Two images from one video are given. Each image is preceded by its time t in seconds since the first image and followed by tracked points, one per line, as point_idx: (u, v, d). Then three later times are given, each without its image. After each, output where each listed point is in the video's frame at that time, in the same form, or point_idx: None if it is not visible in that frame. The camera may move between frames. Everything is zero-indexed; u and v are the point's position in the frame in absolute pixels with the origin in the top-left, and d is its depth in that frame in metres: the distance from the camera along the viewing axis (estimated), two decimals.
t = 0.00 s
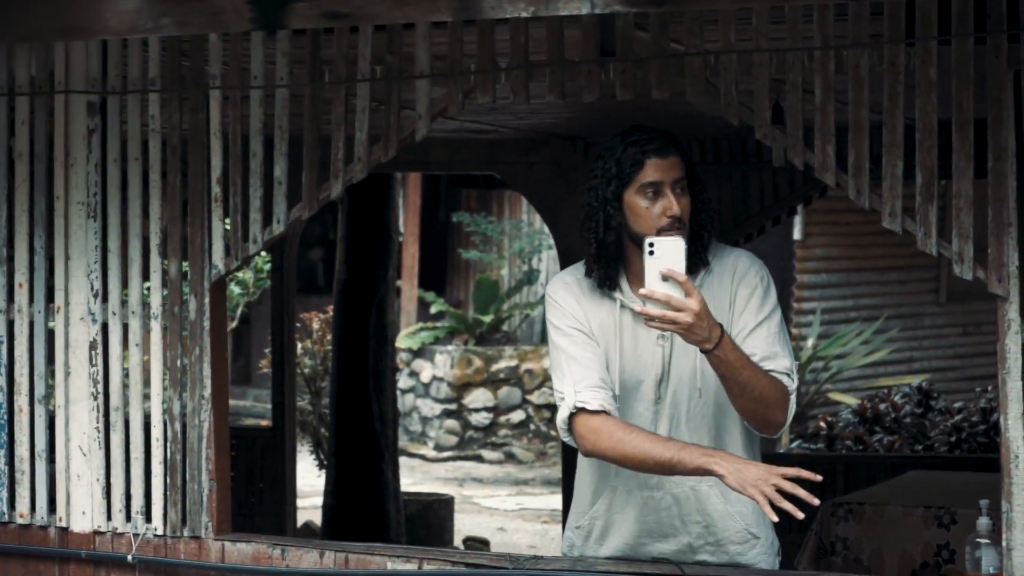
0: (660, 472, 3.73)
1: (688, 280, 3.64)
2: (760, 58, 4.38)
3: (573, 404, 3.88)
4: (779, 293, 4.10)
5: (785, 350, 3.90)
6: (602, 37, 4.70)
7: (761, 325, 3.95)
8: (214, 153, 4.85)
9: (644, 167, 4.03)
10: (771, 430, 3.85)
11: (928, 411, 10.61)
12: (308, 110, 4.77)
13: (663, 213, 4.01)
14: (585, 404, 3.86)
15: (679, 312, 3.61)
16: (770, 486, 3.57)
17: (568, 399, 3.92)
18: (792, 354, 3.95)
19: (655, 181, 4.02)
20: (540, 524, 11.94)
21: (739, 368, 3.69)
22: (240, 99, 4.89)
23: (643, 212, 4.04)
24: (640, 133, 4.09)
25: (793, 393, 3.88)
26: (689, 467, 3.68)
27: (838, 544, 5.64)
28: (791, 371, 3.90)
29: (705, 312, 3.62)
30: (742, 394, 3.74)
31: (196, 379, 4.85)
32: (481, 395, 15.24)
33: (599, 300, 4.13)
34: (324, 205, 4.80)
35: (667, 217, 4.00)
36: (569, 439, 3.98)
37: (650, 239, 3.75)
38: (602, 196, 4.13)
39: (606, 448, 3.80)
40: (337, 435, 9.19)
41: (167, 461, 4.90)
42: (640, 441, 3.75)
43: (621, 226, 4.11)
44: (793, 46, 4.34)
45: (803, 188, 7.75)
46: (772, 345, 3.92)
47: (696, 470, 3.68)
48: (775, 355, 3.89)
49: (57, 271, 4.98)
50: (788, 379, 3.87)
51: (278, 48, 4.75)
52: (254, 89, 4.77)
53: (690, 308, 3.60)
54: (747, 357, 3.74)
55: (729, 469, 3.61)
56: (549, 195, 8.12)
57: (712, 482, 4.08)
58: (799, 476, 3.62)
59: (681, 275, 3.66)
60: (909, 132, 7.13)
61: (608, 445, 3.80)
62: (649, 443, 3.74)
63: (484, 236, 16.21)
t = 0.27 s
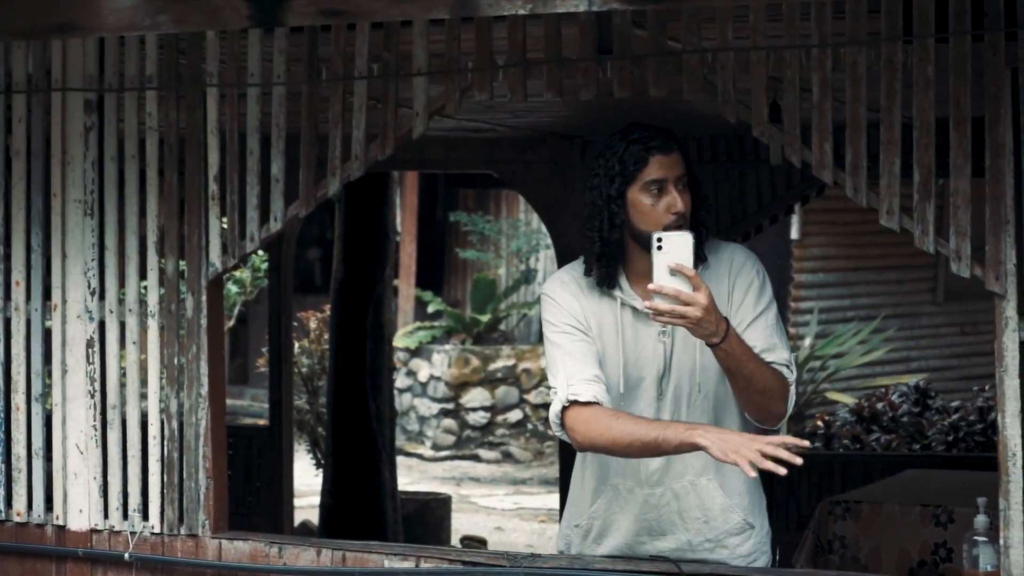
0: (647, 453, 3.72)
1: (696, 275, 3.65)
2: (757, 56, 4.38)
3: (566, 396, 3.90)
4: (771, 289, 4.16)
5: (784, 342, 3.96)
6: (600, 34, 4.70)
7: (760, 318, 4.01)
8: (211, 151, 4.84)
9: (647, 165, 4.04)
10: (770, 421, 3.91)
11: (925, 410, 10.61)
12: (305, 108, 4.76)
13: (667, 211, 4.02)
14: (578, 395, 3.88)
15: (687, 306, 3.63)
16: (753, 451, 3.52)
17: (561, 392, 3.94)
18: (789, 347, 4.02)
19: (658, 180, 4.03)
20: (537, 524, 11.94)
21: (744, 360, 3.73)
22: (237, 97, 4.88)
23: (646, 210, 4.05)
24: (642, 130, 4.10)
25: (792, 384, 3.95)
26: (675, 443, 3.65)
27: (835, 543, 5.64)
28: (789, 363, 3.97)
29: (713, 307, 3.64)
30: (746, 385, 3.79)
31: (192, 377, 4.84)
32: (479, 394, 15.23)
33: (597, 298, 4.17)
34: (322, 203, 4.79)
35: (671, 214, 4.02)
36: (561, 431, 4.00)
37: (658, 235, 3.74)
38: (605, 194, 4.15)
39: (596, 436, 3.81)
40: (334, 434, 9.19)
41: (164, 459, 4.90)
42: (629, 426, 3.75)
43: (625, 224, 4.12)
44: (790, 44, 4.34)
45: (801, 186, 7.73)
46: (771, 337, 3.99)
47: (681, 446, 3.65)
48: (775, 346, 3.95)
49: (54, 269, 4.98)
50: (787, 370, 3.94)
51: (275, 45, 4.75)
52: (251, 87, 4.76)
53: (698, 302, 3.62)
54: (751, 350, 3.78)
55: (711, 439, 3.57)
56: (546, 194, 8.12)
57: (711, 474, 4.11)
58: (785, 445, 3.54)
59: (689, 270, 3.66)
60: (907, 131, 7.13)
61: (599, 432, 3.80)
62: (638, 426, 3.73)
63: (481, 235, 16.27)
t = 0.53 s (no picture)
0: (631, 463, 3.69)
1: (697, 267, 3.67)
2: (755, 54, 4.39)
3: (562, 389, 3.89)
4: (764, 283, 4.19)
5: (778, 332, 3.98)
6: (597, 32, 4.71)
7: (753, 309, 4.03)
8: (209, 149, 4.84)
9: (643, 161, 4.08)
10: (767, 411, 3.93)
11: (922, 409, 10.62)
12: (304, 107, 4.77)
13: (663, 206, 4.06)
14: (573, 389, 3.87)
15: (688, 298, 3.62)
16: (710, 484, 3.42)
17: (557, 386, 3.94)
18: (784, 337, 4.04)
19: (653, 175, 4.07)
20: (535, 523, 11.94)
21: (742, 350, 3.76)
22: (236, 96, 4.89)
23: (641, 205, 4.08)
24: (639, 126, 4.14)
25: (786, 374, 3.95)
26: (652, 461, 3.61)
27: (832, 541, 5.65)
28: (784, 353, 3.97)
29: (713, 299, 3.65)
30: (743, 375, 3.82)
31: (190, 375, 4.84)
32: (476, 394, 15.24)
33: (592, 293, 4.18)
34: (320, 202, 4.79)
35: (667, 209, 4.06)
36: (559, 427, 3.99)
37: (658, 228, 3.78)
38: (600, 191, 4.17)
39: (592, 434, 3.79)
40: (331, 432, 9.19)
41: (162, 457, 4.89)
42: (620, 434, 3.73)
43: (619, 220, 4.15)
44: (788, 42, 4.34)
45: (799, 184, 7.74)
46: (764, 328, 4.00)
47: (657, 466, 3.61)
48: (768, 336, 3.97)
49: (52, 267, 4.98)
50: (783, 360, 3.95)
51: (273, 44, 4.74)
52: (249, 85, 4.76)
53: (700, 294, 3.62)
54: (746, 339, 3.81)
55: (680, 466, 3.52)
56: (543, 193, 8.12)
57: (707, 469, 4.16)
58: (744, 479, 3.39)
59: (690, 262, 3.67)
60: (903, 130, 7.15)
61: (593, 430, 3.79)
62: (627, 435, 3.71)
63: (479, 235, 16.28)
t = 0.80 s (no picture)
0: (652, 435, 3.81)
1: (679, 260, 3.81)
2: (750, 52, 4.40)
3: (562, 383, 3.96)
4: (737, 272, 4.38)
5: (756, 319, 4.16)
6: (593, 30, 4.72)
7: (733, 297, 4.21)
8: (206, 148, 4.85)
9: (632, 155, 4.17)
10: (750, 398, 4.08)
11: (918, 408, 10.63)
12: (300, 105, 4.77)
13: (651, 198, 4.17)
14: (574, 382, 3.94)
15: (669, 289, 3.77)
16: (753, 428, 3.59)
17: (555, 380, 4.00)
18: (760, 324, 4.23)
19: (641, 169, 4.17)
20: (530, 522, 11.95)
21: (723, 341, 3.90)
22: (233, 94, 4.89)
23: (628, 198, 4.18)
24: (627, 120, 4.21)
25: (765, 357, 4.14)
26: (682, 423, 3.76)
27: (829, 539, 5.67)
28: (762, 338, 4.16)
29: (693, 292, 3.79)
30: (725, 365, 3.97)
31: (187, 373, 4.84)
32: (472, 393, 15.21)
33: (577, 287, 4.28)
34: (316, 200, 4.80)
35: (653, 201, 4.17)
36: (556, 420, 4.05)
37: (643, 219, 3.91)
38: (588, 184, 4.25)
39: (597, 421, 3.87)
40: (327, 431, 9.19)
41: (158, 455, 4.89)
42: (632, 410, 3.83)
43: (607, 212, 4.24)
44: (783, 40, 4.36)
45: (794, 183, 7.75)
46: (744, 314, 4.18)
47: (687, 426, 3.76)
48: (748, 323, 4.15)
49: (49, 265, 4.98)
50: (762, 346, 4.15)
51: (270, 42, 4.75)
52: (246, 84, 4.76)
53: (681, 287, 3.76)
54: (730, 331, 3.95)
55: (714, 418, 3.69)
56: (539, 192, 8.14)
57: (699, 457, 4.26)
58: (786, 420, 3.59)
59: (672, 255, 3.82)
60: (899, 128, 7.15)
61: (600, 416, 3.87)
62: (639, 410, 3.82)
63: (475, 235, 16.27)
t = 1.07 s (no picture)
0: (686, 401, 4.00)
1: (650, 260, 3.97)
2: (743, 51, 4.41)
3: (582, 382, 4.04)
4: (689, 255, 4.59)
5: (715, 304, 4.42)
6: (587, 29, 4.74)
7: (692, 283, 4.44)
8: (200, 146, 4.84)
9: (624, 161, 4.23)
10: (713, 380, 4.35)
11: (911, 407, 10.66)
12: (294, 104, 4.77)
13: (637, 201, 4.28)
14: (595, 378, 4.04)
15: (640, 288, 3.97)
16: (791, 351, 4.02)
17: (572, 380, 4.06)
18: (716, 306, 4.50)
19: (630, 174, 4.25)
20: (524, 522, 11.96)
21: (687, 333, 4.15)
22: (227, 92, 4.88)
23: (616, 202, 4.26)
24: (617, 126, 4.24)
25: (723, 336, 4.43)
26: (717, 377, 4.01)
27: (822, 538, 5.65)
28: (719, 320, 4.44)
29: (660, 291, 4.00)
30: (690, 353, 4.22)
31: (181, 372, 4.84)
32: (465, 393, 15.25)
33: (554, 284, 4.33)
34: (310, 198, 4.80)
35: (638, 203, 4.28)
36: (570, 421, 4.11)
37: (618, 220, 4.04)
38: (578, 188, 4.24)
39: (629, 412, 3.98)
40: (321, 430, 9.20)
41: (152, 454, 4.89)
42: (663, 385, 4.00)
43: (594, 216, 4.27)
44: (777, 39, 4.37)
45: (787, 183, 7.76)
46: (702, 299, 4.42)
47: (721, 376, 4.02)
48: (708, 308, 4.40)
49: (43, 264, 4.98)
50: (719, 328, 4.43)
51: (264, 40, 4.75)
52: (240, 82, 4.76)
53: (650, 286, 3.96)
54: (693, 321, 4.20)
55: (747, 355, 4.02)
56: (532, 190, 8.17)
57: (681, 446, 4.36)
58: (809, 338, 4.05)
59: (644, 254, 3.98)
60: (892, 128, 7.17)
61: (634, 405, 3.98)
62: (664, 387, 3.99)
63: (468, 235, 16.25)
